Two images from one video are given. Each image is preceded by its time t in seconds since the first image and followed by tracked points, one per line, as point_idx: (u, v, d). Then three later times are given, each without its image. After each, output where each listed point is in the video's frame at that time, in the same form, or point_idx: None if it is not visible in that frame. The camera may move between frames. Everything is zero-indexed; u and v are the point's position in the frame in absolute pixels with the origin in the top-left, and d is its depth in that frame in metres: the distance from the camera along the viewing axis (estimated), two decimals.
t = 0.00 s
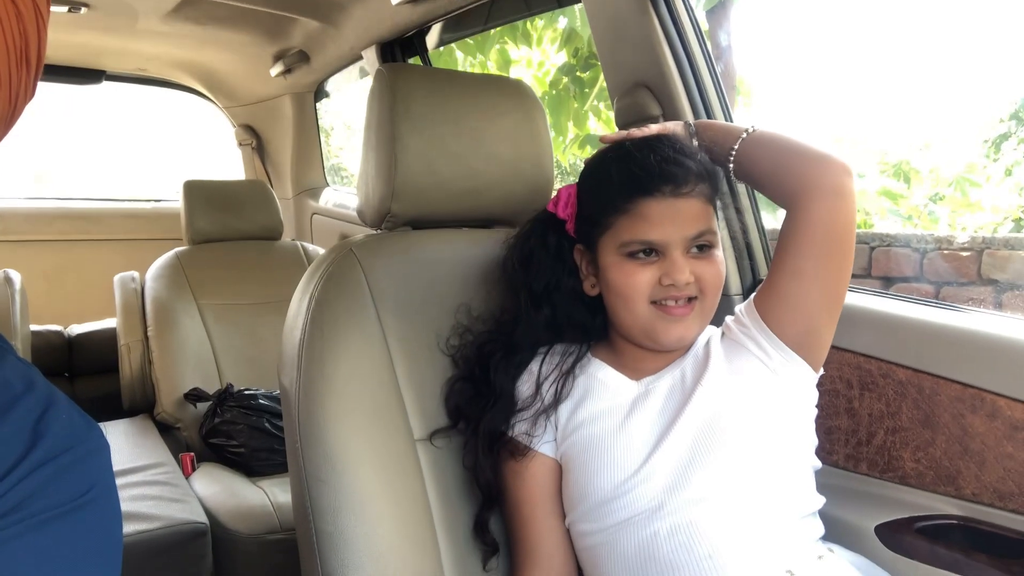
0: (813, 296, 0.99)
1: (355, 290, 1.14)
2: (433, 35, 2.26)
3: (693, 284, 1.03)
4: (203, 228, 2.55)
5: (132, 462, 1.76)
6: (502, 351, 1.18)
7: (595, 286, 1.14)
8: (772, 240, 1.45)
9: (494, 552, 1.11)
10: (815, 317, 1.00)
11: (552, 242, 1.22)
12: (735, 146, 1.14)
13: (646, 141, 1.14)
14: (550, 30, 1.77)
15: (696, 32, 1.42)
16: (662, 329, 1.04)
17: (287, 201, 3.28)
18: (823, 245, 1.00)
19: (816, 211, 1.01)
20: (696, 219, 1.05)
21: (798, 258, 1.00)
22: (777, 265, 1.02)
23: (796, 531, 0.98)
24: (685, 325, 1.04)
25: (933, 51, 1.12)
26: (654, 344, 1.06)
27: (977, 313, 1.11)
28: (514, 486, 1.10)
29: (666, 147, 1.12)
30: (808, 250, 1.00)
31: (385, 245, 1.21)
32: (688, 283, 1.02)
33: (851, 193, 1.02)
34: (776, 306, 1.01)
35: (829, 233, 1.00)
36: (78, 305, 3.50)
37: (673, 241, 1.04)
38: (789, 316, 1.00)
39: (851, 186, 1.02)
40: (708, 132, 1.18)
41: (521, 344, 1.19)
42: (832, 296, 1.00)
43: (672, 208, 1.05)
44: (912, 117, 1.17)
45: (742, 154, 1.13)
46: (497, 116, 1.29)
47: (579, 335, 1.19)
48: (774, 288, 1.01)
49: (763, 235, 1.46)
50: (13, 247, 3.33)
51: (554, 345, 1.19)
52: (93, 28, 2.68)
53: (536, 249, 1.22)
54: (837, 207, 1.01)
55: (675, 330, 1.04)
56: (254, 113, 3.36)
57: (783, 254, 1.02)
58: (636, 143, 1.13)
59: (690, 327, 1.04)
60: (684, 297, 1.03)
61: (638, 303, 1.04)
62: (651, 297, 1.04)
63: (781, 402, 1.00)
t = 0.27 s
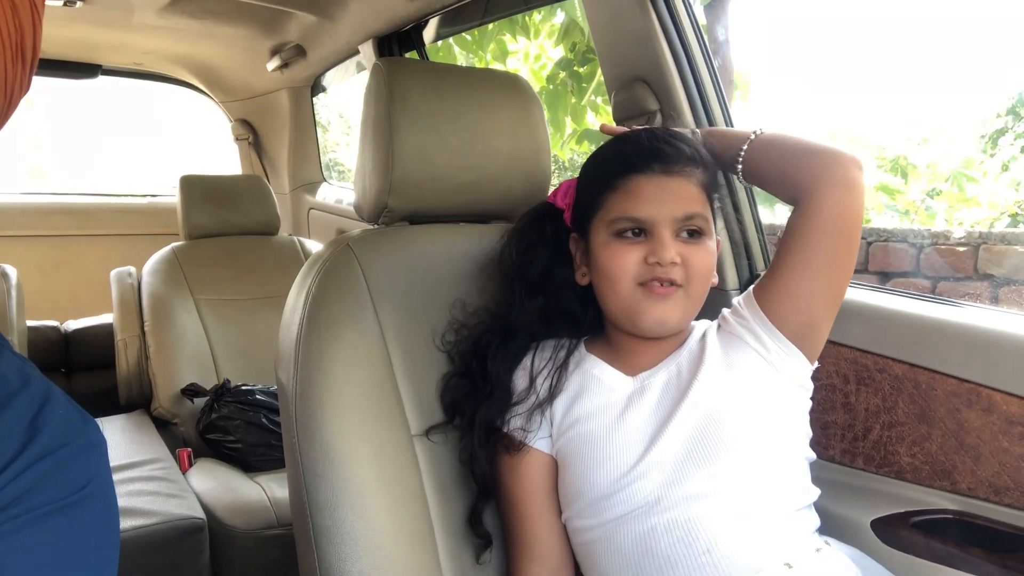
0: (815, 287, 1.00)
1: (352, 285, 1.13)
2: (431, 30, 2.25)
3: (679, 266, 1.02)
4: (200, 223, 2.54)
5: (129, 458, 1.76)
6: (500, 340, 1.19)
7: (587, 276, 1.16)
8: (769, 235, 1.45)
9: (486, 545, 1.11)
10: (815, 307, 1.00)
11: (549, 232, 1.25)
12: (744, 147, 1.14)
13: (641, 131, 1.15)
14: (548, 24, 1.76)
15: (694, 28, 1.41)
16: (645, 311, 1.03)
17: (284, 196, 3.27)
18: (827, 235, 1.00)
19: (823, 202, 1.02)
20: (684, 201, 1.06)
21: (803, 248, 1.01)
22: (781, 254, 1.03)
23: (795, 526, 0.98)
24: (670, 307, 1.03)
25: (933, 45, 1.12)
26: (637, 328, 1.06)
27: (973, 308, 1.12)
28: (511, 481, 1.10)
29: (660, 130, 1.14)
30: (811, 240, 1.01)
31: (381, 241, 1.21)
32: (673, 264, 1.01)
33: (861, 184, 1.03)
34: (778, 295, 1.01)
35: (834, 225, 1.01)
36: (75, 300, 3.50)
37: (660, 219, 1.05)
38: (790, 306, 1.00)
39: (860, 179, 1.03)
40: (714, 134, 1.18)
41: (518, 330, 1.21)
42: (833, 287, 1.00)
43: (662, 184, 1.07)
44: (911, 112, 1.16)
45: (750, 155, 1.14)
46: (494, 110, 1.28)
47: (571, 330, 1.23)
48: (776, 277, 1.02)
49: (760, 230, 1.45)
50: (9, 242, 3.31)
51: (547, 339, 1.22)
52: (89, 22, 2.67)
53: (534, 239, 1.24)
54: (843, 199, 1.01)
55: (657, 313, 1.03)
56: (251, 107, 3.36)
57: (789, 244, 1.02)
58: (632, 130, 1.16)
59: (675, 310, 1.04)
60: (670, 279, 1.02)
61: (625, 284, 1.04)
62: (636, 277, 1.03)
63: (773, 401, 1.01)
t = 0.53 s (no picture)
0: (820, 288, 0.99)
1: (355, 283, 1.13)
2: (434, 27, 2.25)
3: (673, 262, 1.02)
4: (203, 221, 2.55)
5: (132, 455, 1.76)
6: (505, 332, 1.20)
7: (588, 272, 1.16)
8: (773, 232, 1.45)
9: (485, 537, 1.10)
10: (817, 309, 0.99)
11: (554, 227, 1.26)
12: (753, 151, 1.14)
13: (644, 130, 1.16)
14: (550, 22, 1.75)
15: (698, 26, 1.41)
16: (642, 307, 1.03)
17: (287, 194, 3.27)
18: (834, 236, 1.00)
19: (830, 203, 1.01)
20: (682, 199, 1.06)
21: (808, 248, 1.00)
22: (786, 253, 1.02)
23: (797, 523, 0.98)
24: (664, 305, 1.03)
25: (937, 42, 1.11)
26: (635, 325, 1.05)
27: (977, 305, 1.11)
28: (514, 479, 1.10)
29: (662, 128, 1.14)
30: (817, 239, 1.00)
31: (385, 238, 1.21)
32: (667, 260, 1.01)
33: (871, 186, 1.02)
34: (782, 294, 1.01)
35: (841, 225, 1.00)
36: (78, 298, 3.50)
37: (658, 215, 1.05)
38: (794, 306, 1.00)
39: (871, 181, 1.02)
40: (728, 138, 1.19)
41: (522, 323, 1.22)
42: (837, 290, 1.00)
43: (661, 181, 1.08)
44: (915, 110, 1.16)
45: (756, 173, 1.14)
46: (496, 109, 1.28)
47: (571, 325, 1.24)
48: (781, 275, 1.01)
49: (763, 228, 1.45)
50: (12, 240, 3.32)
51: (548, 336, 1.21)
52: (92, 21, 2.67)
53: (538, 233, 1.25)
54: (850, 199, 1.01)
55: (652, 310, 1.03)
56: (254, 105, 3.36)
57: (795, 243, 1.01)
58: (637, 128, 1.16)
59: (670, 307, 1.03)
60: (665, 275, 1.02)
61: (620, 279, 1.04)
62: (632, 273, 1.03)
63: (777, 399, 1.01)
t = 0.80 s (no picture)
0: (814, 282, 0.99)
1: (354, 280, 1.13)
2: (430, 25, 2.25)
3: (684, 266, 1.02)
4: (201, 220, 2.55)
5: (132, 454, 1.76)
6: (505, 325, 1.20)
7: (587, 263, 1.16)
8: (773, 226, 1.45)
9: (486, 531, 1.11)
10: (812, 303, 1.00)
11: (553, 214, 1.25)
12: (745, 140, 1.14)
13: (656, 125, 1.13)
14: (547, 18, 1.74)
15: (695, 22, 1.42)
16: (646, 308, 1.04)
17: (285, 193, 3.27)
18: (826, 229, 1.00)
19: (819, 195, 1.01)
20: (696, 202, 1.05)
21: (801, 243, 1.00)
22: (780, 248, 1.02)
23: (798, 516, 0.98)
24: (669, 306, 1.03)
25: (934, 37, 1.11)
26: (637, 326, 1.06)
27: (976, 298, 1.11)
28: (515, 475, 1.10)
29: (680, 126, 1.12)
30: (809, 232, 1.00)
31: (383, 236, 1.21)
32: (679, 263, 1.02)
33: (864, 177, 1.02)
34: (774, 289, 1.01)
35: (833, 218, 1.00)
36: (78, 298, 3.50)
37: (672, 216, 1.04)
38: (789, 301, 1.00)
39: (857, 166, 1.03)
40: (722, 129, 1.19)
41: (522, 315, 1.21)
42: (833, 284, 1.00)
43: (678, 182, 1.06)
44: (913, 105, 1.16)
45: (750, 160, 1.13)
46: (492, 106, 1.28)
47: (570, 318, 1.22)
48: (777, 271, 1.01)
49: (762, 224, 1.45)
50: (10, 240, 3.31)
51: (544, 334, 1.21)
52: (88, 20, 2.66)
53: (536, 221, 1.25)
54: (838, 192, 1.01)
55: (658, 311, 1.03)
56: (251, 104, 3.36)
57: (787, 237, 1.02)
58: (654, 124, 1.14)
59: (673, 309, 1.04)
60: (674, 277, 1.02)
61: (629, 278, 1.04)
62: (640, 272, 1.03)
63: (778, 388, 1.01)
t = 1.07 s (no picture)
0: (807, 277, 1.00)
1: (354, 282, 1.13)
2: (430, 27, 2.25)
3: (684, 270, 1.03)
4: (202, 223, 2.55)
5: (133, 457, 1.76)
6: (505, 327, 1.20)
7: (584, 265, 1.17)
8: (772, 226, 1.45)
9: (489, 534, 1.11)
10: (806, 299, 1.00)
11: (550, 215, 1.25)
12: (735, 139, 1.15)
13: (652, 129, 1.14)
14: (547, 19, 1.74)
15: (695, 23, 1.42)
16: (646, 311, 1.04)
17: (285, 195, 3.27)
18: (818, 225, 1.00)
19: (811, 192, 1.01)
20: (695, 207, 1.06)
21: (794, 239, 1.01)
22: (773, 247, 1.02)
23: (799, 515, 0.98)
24: (669, 309, 1.04)
25: (933, 37, 1.11)
26: (638, 327, 1.06)
27: (976, 297, 1.11)
28: (515, 476, 1.10)
29: (676, 131, 1.13)
30: (802, 228, 1.00)
31: (383, 238, 1.21)
32: (679, 267, 1.02)
33: (851, 171, 1.02)
34: (769, 285, 1.01)
35: (824, 214, 1.00)
36: (79, 301, 3.51)
37: (671, 220, 1.04)
38: (784, 297, 1.00)
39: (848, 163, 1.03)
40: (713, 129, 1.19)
41: (520, 319, 1.21)
42: (826, 280, 1.00)
43: (676, 187, 1.06)
44: (913, 105, 1.16)
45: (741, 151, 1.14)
46: (492, 108, 1.28)
47: (569, 319, 1.22)
48: (770, 269, 1.02)
49: (762, 225, 1.45)
50: (11, 243, 3.32)
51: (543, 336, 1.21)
52: (89, 23, 2.67)
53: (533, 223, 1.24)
54: (827, 187, 1.01)
55: (659, 313, 1.04)
56: (251, 106, 3.36)
57: (780, 235, 1.02)
58: (650, 127, 1.14)
59: (674, 311, 1.04)
60: (673, 281, 1.03)
61: (629, 281, 1.04)
62: (640, 276, 1.04)
63: (778, 386, 1.01)
